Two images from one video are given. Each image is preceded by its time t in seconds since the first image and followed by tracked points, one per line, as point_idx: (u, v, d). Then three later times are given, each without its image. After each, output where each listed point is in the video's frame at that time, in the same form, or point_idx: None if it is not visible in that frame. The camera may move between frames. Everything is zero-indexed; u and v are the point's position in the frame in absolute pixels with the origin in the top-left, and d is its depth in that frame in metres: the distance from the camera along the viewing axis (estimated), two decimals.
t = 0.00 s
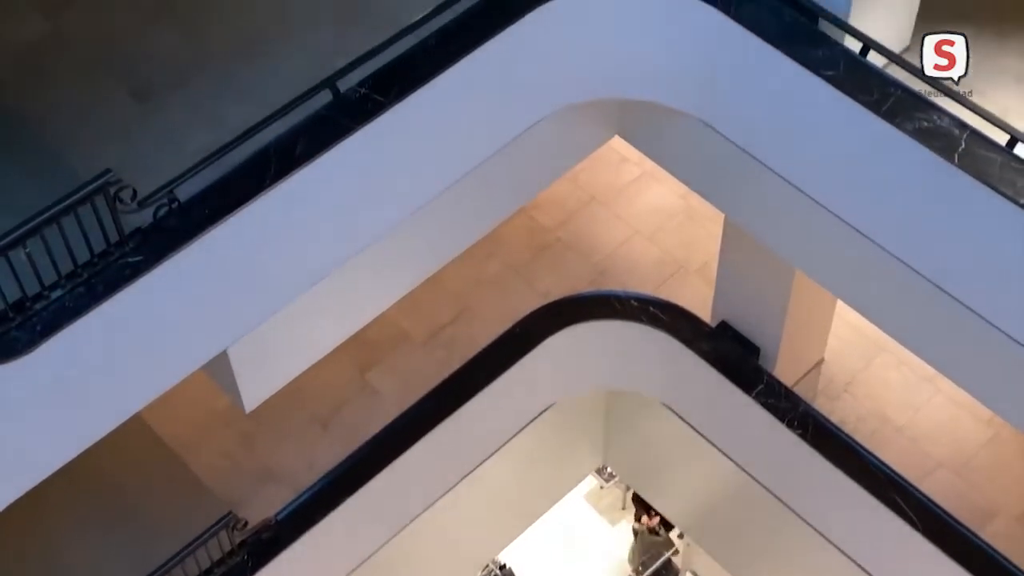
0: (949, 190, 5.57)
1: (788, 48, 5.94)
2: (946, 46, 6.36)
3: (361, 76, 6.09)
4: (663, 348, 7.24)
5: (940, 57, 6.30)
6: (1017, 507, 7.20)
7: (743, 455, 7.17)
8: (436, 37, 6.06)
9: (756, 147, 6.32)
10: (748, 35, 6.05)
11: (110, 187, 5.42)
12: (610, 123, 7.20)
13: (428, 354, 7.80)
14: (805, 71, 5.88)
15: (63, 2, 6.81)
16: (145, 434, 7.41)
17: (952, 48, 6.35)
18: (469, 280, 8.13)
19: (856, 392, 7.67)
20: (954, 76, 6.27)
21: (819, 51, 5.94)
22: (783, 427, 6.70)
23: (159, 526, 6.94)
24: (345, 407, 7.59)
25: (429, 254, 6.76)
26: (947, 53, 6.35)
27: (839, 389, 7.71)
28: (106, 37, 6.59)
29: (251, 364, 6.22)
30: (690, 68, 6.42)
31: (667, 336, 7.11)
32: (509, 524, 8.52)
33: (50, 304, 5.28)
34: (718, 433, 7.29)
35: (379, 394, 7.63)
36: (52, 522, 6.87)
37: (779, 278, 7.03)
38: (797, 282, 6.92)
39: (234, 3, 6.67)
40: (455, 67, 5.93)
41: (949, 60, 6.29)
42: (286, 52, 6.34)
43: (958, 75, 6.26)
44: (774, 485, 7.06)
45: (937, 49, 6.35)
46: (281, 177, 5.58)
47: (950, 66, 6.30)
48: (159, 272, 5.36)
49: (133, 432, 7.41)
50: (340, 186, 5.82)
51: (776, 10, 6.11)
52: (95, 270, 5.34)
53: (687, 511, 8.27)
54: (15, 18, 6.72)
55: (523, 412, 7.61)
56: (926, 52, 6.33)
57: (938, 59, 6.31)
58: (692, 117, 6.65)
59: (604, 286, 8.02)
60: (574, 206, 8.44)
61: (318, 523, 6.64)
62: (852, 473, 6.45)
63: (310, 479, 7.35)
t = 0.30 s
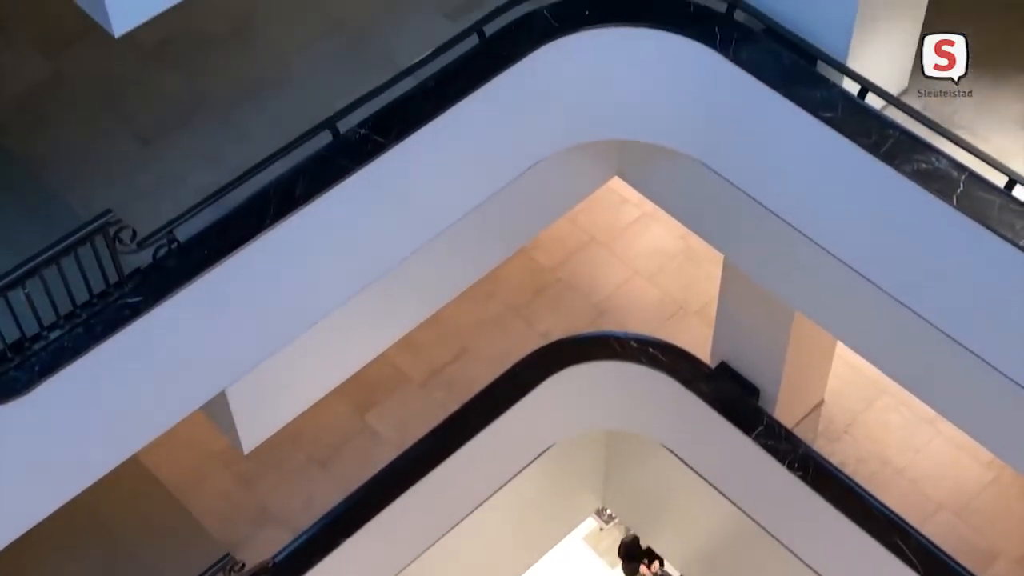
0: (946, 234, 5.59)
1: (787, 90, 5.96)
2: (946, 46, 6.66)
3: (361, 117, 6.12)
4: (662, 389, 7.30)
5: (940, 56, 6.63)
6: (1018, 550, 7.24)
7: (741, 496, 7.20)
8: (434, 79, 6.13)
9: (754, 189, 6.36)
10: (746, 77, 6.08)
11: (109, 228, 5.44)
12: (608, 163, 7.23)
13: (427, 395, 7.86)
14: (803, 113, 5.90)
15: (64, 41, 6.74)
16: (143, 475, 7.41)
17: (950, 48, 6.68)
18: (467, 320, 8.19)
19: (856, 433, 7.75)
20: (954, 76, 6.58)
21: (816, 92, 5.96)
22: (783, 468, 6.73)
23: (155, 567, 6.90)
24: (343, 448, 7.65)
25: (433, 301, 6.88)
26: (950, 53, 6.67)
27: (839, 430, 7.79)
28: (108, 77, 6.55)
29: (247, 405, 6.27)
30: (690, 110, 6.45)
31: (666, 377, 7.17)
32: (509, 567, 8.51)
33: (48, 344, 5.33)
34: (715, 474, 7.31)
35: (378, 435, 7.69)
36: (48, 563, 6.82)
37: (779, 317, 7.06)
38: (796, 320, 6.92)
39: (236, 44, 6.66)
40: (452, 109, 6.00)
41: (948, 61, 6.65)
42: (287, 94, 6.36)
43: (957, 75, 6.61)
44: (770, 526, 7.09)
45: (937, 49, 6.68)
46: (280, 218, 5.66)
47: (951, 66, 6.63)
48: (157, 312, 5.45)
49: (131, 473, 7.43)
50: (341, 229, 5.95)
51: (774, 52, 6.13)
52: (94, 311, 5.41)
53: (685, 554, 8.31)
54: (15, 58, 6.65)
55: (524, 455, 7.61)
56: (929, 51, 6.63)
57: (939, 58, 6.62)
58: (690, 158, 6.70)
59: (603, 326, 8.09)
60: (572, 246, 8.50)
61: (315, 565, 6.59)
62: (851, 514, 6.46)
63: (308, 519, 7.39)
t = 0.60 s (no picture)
0: (945, 271, 5.63)
1: (787, 126, 5.99)
2: (946, 44, 6.53)
3: (362, 152, 6.17)
4: (662, 425, 7.35)
5: (941, 56, 6.53)
6: None
7: (741, 532, 7.26)
8: (434, 115, 6.17)
9: (753, 224, 6.39)
10: (744, 113, 6.11)
11: (109, 262, 5.48)
12: (607, 199, 7.25)
13: (425, 431, 7.92)
14: (802, 149, 5.94)
15: (62, 77, 6.72)
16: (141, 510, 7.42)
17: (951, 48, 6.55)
18: (465, 355, 8.24)
19: (856, 468, 7.81)
20: (951, 76, 6.62)
21: (816, 128, 5.99)
22: (784, 504, 6.79)
23: None
24: (341, 484, 7.71)
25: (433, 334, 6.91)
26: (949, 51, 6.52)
27: (839, 465, 7.84)
28: (108, 113, 6.54)
29: (248, 438, 6.33)
30: (688, 147, 6.47)
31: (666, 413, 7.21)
32: None
33: (47, 378, 5.35)
34: (716, 509, 7.36)
35: (377, 470, 7.75)
36: None
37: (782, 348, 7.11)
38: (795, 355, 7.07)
39: (235, 80, 6.66)
40: (453, 143, 6.05)
41: (949, 63, 6.60)
42: (287, 130, 6.37)
43: (956, 76, 6.70)
44: (771, 561, 7.15)
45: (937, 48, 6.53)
46: (280, 252, 5.71)
47: (951, 67, 6.61)
48: (157, 347, 5.48)
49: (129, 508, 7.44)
50: (343, 264, 6.00)
51: (772, 88, 6.17)
52: (93, 345, 5.44)
53: None
54: (15, 91, 6.64)
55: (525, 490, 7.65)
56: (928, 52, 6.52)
57: (938, 58, 6.54)
58: (690, 194, 6.70)
59: (603, 361, 8.15)
60: (570, 281, 8.54)
61: None
62: (853, 551, 6.50)
63: (306, 554, 7.42)
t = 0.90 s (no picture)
0: (944, 311, 5.64)
1: (787, 165, 6.01)
2: (944, 45, 6.27)
3: (362, 190, 6.20)
4: (662, 464, 7.37)
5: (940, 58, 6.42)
6: None
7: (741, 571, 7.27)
8: (435, 153, 6.19)
9: (753, 263, 6.41)
10: (744, 152, 6.13)
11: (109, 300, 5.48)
12: (607, 238, 7.28)
13: (425, 469, 7.96)
14: (802, 188, 5.95)
15: (64, 115, 6.73)
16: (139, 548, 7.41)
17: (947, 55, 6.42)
18: (465, 393, 8.31)
19: (857, 508, 7.82)
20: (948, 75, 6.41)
21: (815, 167, 6.02)
22: (784, 544, 6.82)
23: None
24: (341, 522, 7.71)
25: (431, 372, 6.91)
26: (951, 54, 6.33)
27: (839, 505, 7.86)
28: (108, 151, 6.54)
29: (250, 477, 6.37)
30: (688, 187, 6.49)
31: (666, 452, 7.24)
32: None
33: (46, 417, 5.35)
34: (715, 549, 7.36)
35: (376, 509, 7.76)
36: None
37: (781, 387, 7.12)
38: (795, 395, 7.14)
39: (236, 118, 6.67)
40: (453, 181, 6.07)
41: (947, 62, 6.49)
42: (288, 170, 6.39)
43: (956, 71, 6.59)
44: None
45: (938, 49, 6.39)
46: (280, 291, 5.72)
47: (949, 67, 6.40)
48: (156, 386, 5.49)
49: (127, 546, 7.44)
50: (344, 303, 6.02)
51: (771, 127, 6.19)
52: (92, 384, 5.44)
53: None
54: (13, 126, 6.63)
55: (524, 528, 7.66)
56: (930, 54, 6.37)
57: (937, 58, 6.28)
58: (689, 233, 6.73)
59: (603, 400, 8.21)
60: (571, 319, 8.62)
61: None
62: None
63: None
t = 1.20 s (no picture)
0: (944, 344, 5.63)
1: (787, 198, 6.02)
2: (946, 44, 6.09)
3: (362, 222, 6.21)
4: (661, 497, 7.38)
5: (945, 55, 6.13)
6: None
7: None
8: (435, 185, 6.21)
9: (753, 296, 6.42)
10: (743, 185, 6.13)
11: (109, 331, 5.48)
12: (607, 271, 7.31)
13: (425, 500, 8.01)
14: (801, 220, 5.96)
15: (65, 148, 6.73)
16: None
17: (951, 56, 6.21)
18: (464, 426, 8.40)
19: (859, 541, 7.81)
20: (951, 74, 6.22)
21: (815, 200, 6.02)
22: None
23: None
24: (341, 554, 7.74)
25: (433, 403, 6.91)
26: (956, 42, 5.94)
27: (841, 538, 7.85)
28: (109, 183, 6.55)
29: (245, 510, 6.34)
30: (688, 219, 6.49)
31: (667, 484, 7.29)
32: None
33: (44, 449, 5.34)
34: None
35: (376, 542, 7.79)
36: None
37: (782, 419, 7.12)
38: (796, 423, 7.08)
39: (237, 150, 6.69)
40: (453, 213, 6.08)
41: (947, 61, 6.22)
42: (288, 202, 6.40)
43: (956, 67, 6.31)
44: None
45: (940, 50, 6.15)
46: (280, 322, 5.72)
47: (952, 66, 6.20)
48: (154, 418, 5.48)
49: None
50: (345, 336, 6.03)
51: (771, 160, 6.21)
52: (92, 416, 5.43)
53: None
54: (14, 157, 6.65)
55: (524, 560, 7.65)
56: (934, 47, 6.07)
57: (937, 59, 6.10)
58: (688, 265, 6.74)
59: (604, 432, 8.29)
60: (572, 350, 8.70)
61: None
62: None
63: None
